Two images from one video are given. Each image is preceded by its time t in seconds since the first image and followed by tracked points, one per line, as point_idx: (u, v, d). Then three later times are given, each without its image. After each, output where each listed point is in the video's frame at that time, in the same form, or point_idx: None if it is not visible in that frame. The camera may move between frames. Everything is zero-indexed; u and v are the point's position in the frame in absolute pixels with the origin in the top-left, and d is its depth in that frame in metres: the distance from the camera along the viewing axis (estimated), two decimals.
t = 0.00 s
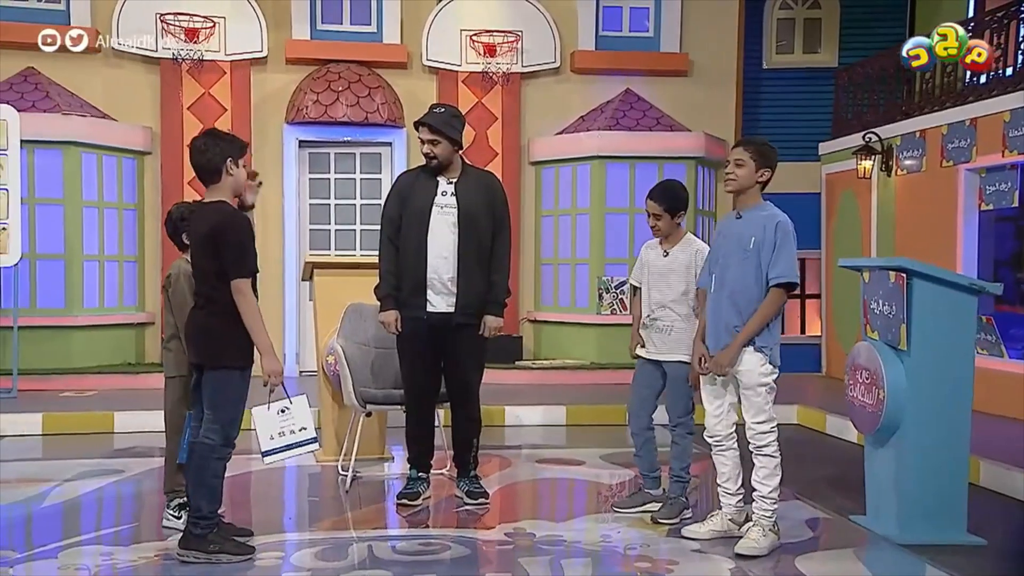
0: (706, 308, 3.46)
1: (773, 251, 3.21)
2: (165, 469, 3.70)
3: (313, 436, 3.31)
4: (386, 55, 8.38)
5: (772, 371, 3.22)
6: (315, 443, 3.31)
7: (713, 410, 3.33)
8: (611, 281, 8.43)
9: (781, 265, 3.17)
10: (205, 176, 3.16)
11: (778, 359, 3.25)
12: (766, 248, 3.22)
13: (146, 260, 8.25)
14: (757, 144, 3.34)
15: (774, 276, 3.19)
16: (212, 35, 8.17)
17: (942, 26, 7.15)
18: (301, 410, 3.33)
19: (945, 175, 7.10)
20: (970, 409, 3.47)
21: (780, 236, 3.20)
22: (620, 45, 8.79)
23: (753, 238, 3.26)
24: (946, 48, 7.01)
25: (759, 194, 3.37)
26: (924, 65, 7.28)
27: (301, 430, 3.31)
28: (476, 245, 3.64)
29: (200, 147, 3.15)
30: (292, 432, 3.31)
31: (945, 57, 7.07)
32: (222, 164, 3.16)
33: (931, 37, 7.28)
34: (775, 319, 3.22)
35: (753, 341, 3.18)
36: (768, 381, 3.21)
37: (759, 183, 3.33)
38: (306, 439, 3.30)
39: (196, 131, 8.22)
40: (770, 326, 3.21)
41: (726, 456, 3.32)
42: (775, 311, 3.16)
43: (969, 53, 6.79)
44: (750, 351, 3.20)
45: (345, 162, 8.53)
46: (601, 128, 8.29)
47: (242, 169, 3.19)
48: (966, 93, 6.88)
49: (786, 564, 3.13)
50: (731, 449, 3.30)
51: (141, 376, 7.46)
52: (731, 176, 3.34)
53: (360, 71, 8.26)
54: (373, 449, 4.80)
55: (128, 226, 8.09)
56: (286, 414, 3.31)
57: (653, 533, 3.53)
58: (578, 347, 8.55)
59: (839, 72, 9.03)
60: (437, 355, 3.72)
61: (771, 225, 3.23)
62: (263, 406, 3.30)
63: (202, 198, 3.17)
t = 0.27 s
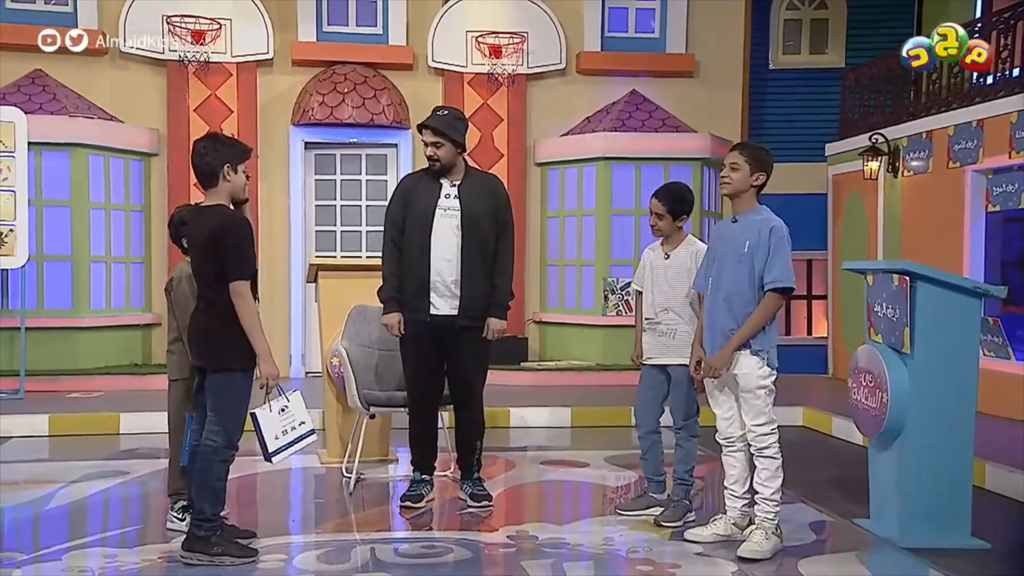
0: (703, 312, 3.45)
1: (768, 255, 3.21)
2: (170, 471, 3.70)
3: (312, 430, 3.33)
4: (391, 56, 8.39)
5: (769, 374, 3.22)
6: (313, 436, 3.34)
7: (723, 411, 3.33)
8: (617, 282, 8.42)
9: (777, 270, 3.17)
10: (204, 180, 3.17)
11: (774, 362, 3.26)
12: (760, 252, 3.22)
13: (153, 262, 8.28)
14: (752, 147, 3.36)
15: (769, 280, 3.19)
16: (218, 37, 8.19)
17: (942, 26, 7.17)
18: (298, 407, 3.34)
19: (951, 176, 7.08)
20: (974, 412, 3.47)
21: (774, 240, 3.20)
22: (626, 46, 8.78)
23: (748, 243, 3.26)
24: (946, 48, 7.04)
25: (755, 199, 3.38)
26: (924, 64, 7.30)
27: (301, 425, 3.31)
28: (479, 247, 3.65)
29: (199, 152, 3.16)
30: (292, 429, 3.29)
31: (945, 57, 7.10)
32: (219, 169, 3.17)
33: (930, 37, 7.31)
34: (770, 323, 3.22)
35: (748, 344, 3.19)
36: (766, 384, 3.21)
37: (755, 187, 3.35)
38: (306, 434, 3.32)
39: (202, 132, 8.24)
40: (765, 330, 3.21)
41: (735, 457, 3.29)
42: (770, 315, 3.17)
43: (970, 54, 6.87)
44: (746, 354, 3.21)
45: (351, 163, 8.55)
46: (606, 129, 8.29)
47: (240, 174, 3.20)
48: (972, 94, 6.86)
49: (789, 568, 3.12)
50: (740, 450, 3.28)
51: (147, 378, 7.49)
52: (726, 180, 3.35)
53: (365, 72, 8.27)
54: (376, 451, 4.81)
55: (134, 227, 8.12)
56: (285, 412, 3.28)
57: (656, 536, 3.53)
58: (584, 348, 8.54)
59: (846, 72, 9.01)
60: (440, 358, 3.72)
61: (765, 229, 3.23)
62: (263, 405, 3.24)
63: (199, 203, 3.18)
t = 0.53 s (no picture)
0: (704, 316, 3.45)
1: (767, 259, 3.21)
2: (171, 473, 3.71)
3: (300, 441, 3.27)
4: (395, 57, 8.40)
5: (773, 377, 3.22)
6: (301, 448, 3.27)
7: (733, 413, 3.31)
8: (620, 282, 8.41)
9: (775, 273, 3.17)
10: (205, 182, 3.18)
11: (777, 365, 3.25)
12: (759, 255, 3.22)
13: (157, 262, 8.29)
14: (749, 150, 3.37)
15: (768, 283, 3.19)
16: (222, 38, 8.20)
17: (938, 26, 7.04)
18: (293, 414, 3.28)
19: (956, 177, 7.06)
20: (976, 415, 3.46)
21: (772, 244, 3.21)
22: (630, 46, 8.77)
23: (746, 247, 3.26)
24: (945, 48, 6.92)
25: (753, 202, 3.38)
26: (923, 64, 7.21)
27: (291, 435, 3.25)
28: (481, 249, 3.65)
29: (200, 154, 3.16)
30: (282, 435, 3.24)
31: (945, 57, 6.98)
32: (220, 171, 3.18)
33: (930, 36, 7.20)
34: (771, 325, 3.23)
35: (748, 348, 3.20)
36: (771, 387, 3.20)
37: (753, 190, 3.35)
38: (293, 444, 3.26)
39: (206, 133, 8.25)
40: (766, 333, 3.22)
41: (742, 459, 3.30)
42: (770, 318, 3.17)
43: (969, 53, 6.78)
44: (746, 358, 3.22)
45: (355, 163, 8.56)
46: (610, 130, 8.28)
47: (240, 176, 3.21)
48: (976, 94, 6.84)
49: (789, 570, 3.13)
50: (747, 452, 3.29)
51: (152, 378, 7.51)
52: (723, 184, 3.36)
53: (369, 73, 8.28)
54: (378, 452, 4.82)
55: (139, 227, 8.14)
56: (279, 418, 3.23)
57: (657, 537, 3.54)
58: (587, 348, 8.54)
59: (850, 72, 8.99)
60: (440, 359, 3.73)
61: (763, 233, 3.23)
62: (257, 406, 3.20)
63: (200, 206, 3.20)
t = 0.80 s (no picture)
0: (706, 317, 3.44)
1: (767, 260, 3.21)
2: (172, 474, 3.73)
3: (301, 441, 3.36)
4: (398, 57, 8.40)
5: (774, 378, 3.22)
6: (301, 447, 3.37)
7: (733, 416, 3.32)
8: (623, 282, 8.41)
9: (776, 274, 3.17)
10: (206, 184, 3.19)
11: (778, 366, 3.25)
12: (760, 256, 3.22)
13: (160, 262, 8.30)
14: (747, 152, 3.37)
15: (769, 283, 3.19)
16: (225, 38, 8.21)
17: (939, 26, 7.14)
18: (292, 415, 3.38)
19: (959, 177, 7.04)
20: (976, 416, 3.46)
21: (773, 245, 3.21)
22: (633, 45, 8.77)
23: (747, 248, 3.26)
24: (945, 48, 7.00)
25: (755, 204, 3.38)
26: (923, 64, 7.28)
27: (292, 436, 3.35)
28: (482, 249, 3.66)
29: (201, 156, 3.17)
30: (285, 437, 3.33)
31: (945, 57, 7.06)
32: (220, 172, 3.19)
33: (930, 36, 7.26)
34: (772, 327, 3.23)
35: (750, 349, 3.19)
36: (772, 388, 3.20)
37: (753, 192, 3.35)
38: (295, 445, 3.35)
39: (210, 133, 8.26)
40: (768, 334, 3.22)
41: (744, 460, 3.30)
42: (771, 318, 3.16)
43: (969, 53, 6.84)
44: (748, 358, 3.21)
45: (357, 163, 8.56)
46: (612, 130, 8.28)
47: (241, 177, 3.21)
48: (979, 94, 6.83)
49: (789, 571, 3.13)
50: (748, 453, 3.28)
51: (154, 377, 7.53)
52: (723, 186, 3.37)
53: (372, 73, 8.28)
54: (379, 453, 4.83)
55: (142, 227, 8.15)
56: (282, 419, 3.33)
57: (658, 538, 3.54)
58: (590, 348, 8.54)
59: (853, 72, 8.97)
60: (441, 360, 3.74)
61: (764, 234, 3.23)
62: (265, 409, 3.27)
63: (201, 208, 3.21)
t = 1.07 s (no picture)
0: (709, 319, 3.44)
1: (771, 261, 3.20)
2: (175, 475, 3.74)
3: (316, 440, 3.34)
4: (402, 58, 8.41)
5: (776, 380, 3.22)
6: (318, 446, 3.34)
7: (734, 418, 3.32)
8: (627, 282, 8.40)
9: (779, 276, 3.16)
10: (208, 188, 3.19)
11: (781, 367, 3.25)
12: (764, 259, 3.21)
13: (165, 262, 8.33)
14: (751, 154, 3.36)
15: (773, 286, 3.18)
16: (230, 38, 8.23)
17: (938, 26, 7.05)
18: (304, 415, 3.36)
19: (964, 177, 7.02)
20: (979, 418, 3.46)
21: (778, 247, 3.20)
22: (637, 45, 8.76)
23: (752, 250, 3.25)
24: (945, 48, 6.93)
25: (759, 206, 3.37)
26: (923, 64, 7.19)
27: (306, 436, 3.33)
28: (484, 250, 3.66)
29: (205, 159, 3.18)
30: (298, 438, 3.32)
31: (945, 57, 6.99)
32: (223, 176, 3.20)
33: (930, 35, 7.17)
34: (775, 328, 3.22)
35: (752, 351, 3.19)
36: (773, 390, 3.20)
37: (757, 194, 3.34)
38: (311, 444, 3.33)
39: (214, 133, 8.29)
40: (771, 336, 3.21)
41: (744, 462, 3.30)
42: (774, 320, 3.16)
43: (970, 53, 6.78)
44: (750, 360, 3.21)
45: (362, 163, 8.57)
46: (616, 130, 8.28)
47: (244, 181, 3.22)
48: (985, 94, 6.81)
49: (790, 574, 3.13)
50: (747, 456, 3.29)
51: (159, 377, 7.55)
52: (727, 189, 3.37)
53: (376, 73, 8.29)
54: (383, 453, 4.84)
55: (147, 228, 8.17)
56: (292, 420, 3.32)
57: (660, 540, 3.55)
58: (594, 349, 8.54)
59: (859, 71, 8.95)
60: (443, 361, 3.75)
61: (769, 236, 3.22)
62: (272, 412, 3.28)
63: (204, 210, 3.22)
